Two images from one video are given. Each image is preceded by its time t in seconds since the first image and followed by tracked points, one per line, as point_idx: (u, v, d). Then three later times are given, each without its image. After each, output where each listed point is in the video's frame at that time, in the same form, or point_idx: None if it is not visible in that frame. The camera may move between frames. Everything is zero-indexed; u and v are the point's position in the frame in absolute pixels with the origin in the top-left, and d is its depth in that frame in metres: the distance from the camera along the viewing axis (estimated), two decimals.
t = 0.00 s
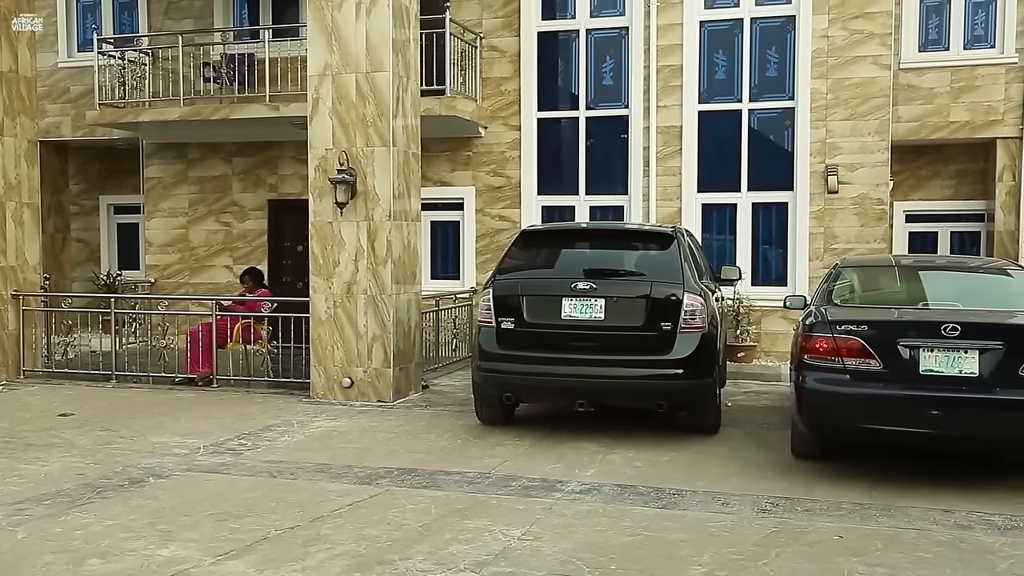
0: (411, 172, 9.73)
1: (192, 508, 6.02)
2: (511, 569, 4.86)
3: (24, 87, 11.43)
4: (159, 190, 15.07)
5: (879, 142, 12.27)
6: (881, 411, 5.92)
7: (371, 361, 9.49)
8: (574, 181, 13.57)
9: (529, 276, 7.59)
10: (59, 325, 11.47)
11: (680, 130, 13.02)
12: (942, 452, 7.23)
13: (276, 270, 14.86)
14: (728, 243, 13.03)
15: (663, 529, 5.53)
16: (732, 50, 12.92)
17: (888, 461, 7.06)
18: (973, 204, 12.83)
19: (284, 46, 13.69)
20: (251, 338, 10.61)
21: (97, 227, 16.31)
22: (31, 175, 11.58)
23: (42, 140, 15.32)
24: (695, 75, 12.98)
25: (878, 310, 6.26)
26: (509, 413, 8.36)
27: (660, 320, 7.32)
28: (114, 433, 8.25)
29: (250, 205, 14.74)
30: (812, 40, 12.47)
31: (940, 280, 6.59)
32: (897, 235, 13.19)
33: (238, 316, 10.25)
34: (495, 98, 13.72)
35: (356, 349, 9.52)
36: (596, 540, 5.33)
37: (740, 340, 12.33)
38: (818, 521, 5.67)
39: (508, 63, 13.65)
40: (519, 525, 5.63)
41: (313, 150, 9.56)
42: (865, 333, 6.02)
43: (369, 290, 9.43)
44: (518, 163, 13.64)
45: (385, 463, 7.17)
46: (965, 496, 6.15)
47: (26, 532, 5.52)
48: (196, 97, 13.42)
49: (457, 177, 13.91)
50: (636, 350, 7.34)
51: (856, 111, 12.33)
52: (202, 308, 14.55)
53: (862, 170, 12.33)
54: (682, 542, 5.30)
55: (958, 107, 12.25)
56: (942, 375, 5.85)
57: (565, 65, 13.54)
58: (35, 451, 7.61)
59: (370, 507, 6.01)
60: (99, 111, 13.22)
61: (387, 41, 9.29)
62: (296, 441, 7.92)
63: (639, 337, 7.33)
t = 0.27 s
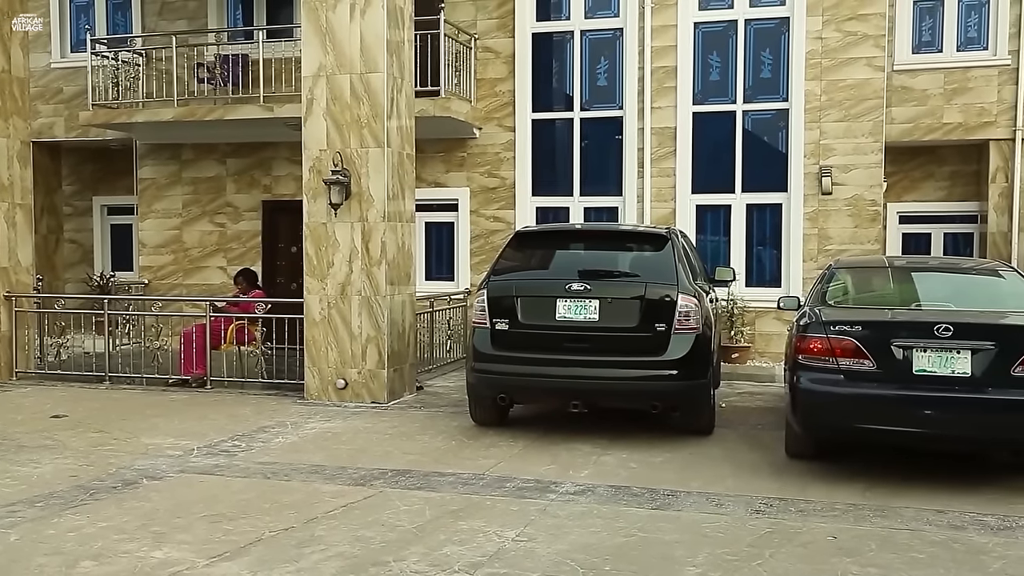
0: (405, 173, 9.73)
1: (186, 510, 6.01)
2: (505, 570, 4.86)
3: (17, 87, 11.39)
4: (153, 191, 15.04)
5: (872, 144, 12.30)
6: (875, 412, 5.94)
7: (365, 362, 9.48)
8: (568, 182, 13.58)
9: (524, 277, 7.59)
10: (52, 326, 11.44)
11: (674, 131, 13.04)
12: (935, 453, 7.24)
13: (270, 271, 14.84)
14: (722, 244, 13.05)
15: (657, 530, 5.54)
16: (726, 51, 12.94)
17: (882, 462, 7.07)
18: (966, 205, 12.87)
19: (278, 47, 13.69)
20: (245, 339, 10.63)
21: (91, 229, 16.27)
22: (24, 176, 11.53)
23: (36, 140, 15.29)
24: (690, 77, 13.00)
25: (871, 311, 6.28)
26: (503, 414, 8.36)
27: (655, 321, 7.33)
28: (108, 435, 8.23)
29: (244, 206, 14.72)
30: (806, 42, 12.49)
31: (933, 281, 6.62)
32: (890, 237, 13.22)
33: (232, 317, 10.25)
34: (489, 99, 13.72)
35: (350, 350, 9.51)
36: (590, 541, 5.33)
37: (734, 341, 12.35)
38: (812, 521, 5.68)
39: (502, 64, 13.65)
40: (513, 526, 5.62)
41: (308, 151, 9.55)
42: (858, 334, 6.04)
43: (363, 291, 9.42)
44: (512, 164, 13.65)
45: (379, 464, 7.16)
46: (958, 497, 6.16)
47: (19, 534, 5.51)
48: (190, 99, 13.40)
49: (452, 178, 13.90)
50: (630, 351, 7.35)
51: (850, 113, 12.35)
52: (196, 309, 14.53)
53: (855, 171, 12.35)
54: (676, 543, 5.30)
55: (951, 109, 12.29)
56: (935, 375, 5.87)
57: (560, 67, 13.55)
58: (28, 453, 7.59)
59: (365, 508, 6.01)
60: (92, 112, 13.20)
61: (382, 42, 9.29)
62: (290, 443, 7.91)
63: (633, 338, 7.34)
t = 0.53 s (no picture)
0: (397, 174, 9.72)
1: (177, 512, 5.99)
2: (497, 572, 4.86)
3: (8, 87, 11.35)
4: (144, 191, 15.00)
5: (863, 145, 12.33)
6: (866, 411, 5.95)
7: (357, 363, 9.46)
8: (560, 183, 13.58)
9: (516, 278, 7.59)
10: (42, 327, 11.41)
11: (666, 133, 13.05)
12: (926, 453, 7.26)
13: (262, 272, 14.80)
14: (714, 245, 13.07)
15: (649, 531, 5.54)
16: (718, 52, 12.96)
17: (873, 462, 7.09)
18: (956, 206, 12.92)
19: (270, 48, 13.67)
20: (235, 340, 10.60)
21: (81, 229, 16.22)
22: (14, 177, 11.50)
23: (26, 141, 15.23)
24: (682, 78, 13.02)
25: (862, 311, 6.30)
26: (495, 415, 8.36)
27: (647, 322, 7.34)
28: (99, 436, 8.21)
29: (236, 206, 14.69)
30: (797, 43, 12.52)
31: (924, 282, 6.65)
32: (881, 238, 13.26)
33: (224, 318, 10.23)
34: (481, 100, 13.71)
35: (342, 351, 9.49)
36: (582, 542, 5.33)
37: (726, 342, 12.37)
38: (803, 522, 5.69)
39: (494, 65, 13.66)
40: (505, 527, 5.62)
41: (300, 151, 9.54)
42: (849, 334, 6.05)
43: (355, 292, 9.41)
44: (504, 165, 13.65)
45: (371, 465, 7.15)
46: (948, 496, 6.18)
47: (9, 536, 5.48)
48: (181, 99, 13.37)
49: (444, 179, 13.90)
50: (622, 352, 7.36)
51: (841, 114, 12.38)
52: (188, 310, 14.49)
53: (846, 173, 12.39)
54: (667, 543, 5.31)
55: (942, 110, 12.33)
56: (925, 375, 5.89)
57: (552, 68, 13.56)
58: (18, 454, 7.56)
59: (356, 509, 6.00)
60: (82, 112, 13.15)
61: (374, 43, 9.28)
62: (281, 444, 7.90)
63: (625, 338, 7.35)
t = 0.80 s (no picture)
0: (389, 174, 9.71)
1: (168, 513, 5.97)
2: (489, 572, 4.86)
3: None
4: (135, 192, 14.95)
5: (855, 146, 12.37)
6: (857, 412, 5.97)
7: (349, 364, 9.45)
8: (553, 183, 13.59)
9: (508, 278, 7.59)
10: (32, 328, 11.37)
11: (658, 133, 13.07)
12: (918, 453, 7.28)
13: (253, 272, 14.77)
14: (705, 245, 13.09)
15: (641, 531, 5.54)
16: (709, 53, 12.98)
17: (864, 462, 7.11)
18: (947, 207, 12.97)
19: (261, 48, 13.65)
20: (227, 340, 10.60)
21: (71, 230, 16.16)
22: (3, 177, 11.46)
23: (16, 141, 15.17)
24: (674, 79, 13.04)
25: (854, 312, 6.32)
26: (487, 416, 8.36)
27: (639, 323, 7.34)
28: (90, 437, 8.18)
29: (227, 207, 14.66)
30: (788, 44, 12.55)
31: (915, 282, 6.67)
32: (873, 238, 13.29)
33: (215, 318, 10.21)
34: (473, 100, 13.71)
35: (334, 352, 9.48)
36: (574, 542, 5.33)
37: (717, 342, 12.40)
38: (794, 522, 5.70)
39: (486, 65, 13.66)
40: (497, 527, 5.62)
41: (291, 152, 9.52)
42: (841, 335, 6.07)
43: (347, 292, 9.40)
44: (496, 166, 13.65)
45: (363, 466, 7.14)
46: (939, 496, 6.20)
47: None
48: (172, 99, 13.33)
49: (436, 179, 13.89)
50: (614, 352, 7.36)
51: (832, 115, 12.41)
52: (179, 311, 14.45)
53: (838, 173, 12.42)
54: (660, 544, 5.31)
55: (933, 111, 12.38)
56: (916, 376, 5.91)
57: (544, 68, 13.56)
58: (8, 456, 7.53)
59: (348, 510, 5.99)
60: (72, 112, 13.10)
61: (365, 43, 9.26)
62: (273, 445, 7.88)
63: (617, 339, 7.36)
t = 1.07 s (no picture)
0: (382, 174, 9.70)
1: (160, 514, 5.96)
2: (482, 572, 4.86)
3: None
4: (127, 192, 14.90)
5: (847, 146, 12.40)
6: (849, 411, 5.98)
7: (342, 364, 9.44)
8: (546, 183, 13.59)
9: (501, 278, 7.59)
10: (23, 328, 11.33)
11: (651, 134, 13.09)
12: (909, 453, 7.30)
13: (246, 273, 14.74)
14: (698, 246, 13.11)
15: (634, 531, 5.55)
16: (702, 54, 13.00)
17: (857, 462, 7.12)
18: (939, 207, 13.01)
19: (253, 47, 13.63)
20: (219, 341, 10.59)
21: (63, 230, 16.11)
22: None
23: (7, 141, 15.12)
24: (667, 80, 13.06)
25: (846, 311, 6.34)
26: (481, 416, 8.36)
27: (632, 323, 7.35)
28: (82, 438, 8.15)
29: (220, 207, 14.63)
30: (781, 45, 12.58)
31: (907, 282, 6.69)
32: (865, 238, 13.32)
33: (207, 318, 10.19)
34: (466, 101, 13.71)
35: (327, 352, 9.46)
36: (567, 542, 5.34)
37: (710, 343, 12.42)
38: (787, 522, 5.72)
39: (479, 66, 13.66)
40: (490, 528, 5.62)
41: (284, 152, 9.50)
42: (833, 335, 6.08)
43: (340, 293, 9.39)
44: (489, 166, 13.65)
45: (356, 466, 7.13)
46: (930, 496, 6.22)
47: None
48: (165, 99, 13.30)
49: (429, 179, 13.89)
50: (607, 353, 7.37)
51: (825, 116, 12.44)
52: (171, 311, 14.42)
53: (830, 174, 12.45)
54: (653, 544, 5.32)
55: (925, 112, 12.42)
56: (908, 376, 5.93)
57: (537, 68, 13.57)
58: None
59: (341, 511, 5.98)
60: (64, 112, 13.06)
61: (358, 43, 9.26)
62: (266, 445, 7.87)
63: (610, 339, 7.36)
